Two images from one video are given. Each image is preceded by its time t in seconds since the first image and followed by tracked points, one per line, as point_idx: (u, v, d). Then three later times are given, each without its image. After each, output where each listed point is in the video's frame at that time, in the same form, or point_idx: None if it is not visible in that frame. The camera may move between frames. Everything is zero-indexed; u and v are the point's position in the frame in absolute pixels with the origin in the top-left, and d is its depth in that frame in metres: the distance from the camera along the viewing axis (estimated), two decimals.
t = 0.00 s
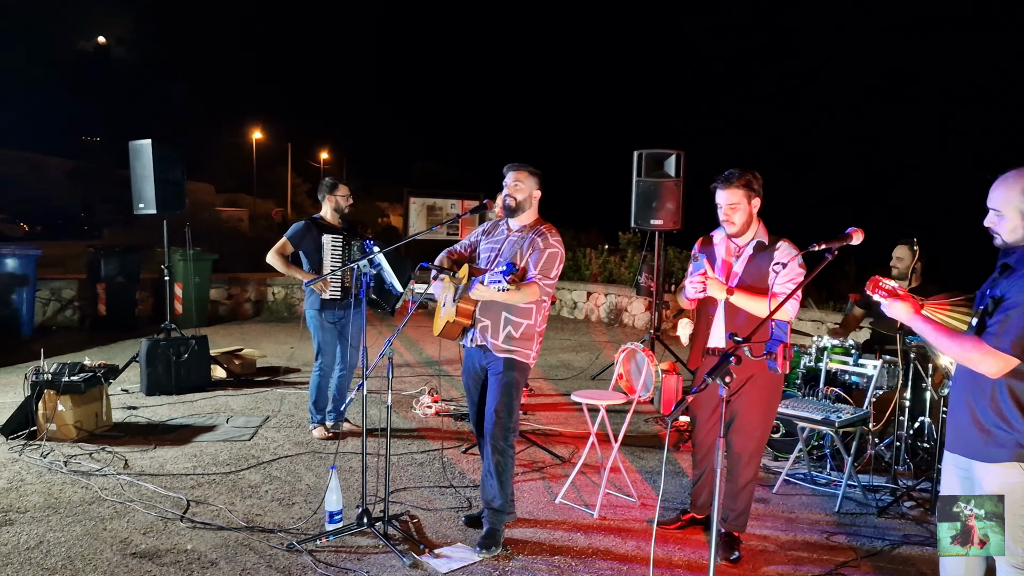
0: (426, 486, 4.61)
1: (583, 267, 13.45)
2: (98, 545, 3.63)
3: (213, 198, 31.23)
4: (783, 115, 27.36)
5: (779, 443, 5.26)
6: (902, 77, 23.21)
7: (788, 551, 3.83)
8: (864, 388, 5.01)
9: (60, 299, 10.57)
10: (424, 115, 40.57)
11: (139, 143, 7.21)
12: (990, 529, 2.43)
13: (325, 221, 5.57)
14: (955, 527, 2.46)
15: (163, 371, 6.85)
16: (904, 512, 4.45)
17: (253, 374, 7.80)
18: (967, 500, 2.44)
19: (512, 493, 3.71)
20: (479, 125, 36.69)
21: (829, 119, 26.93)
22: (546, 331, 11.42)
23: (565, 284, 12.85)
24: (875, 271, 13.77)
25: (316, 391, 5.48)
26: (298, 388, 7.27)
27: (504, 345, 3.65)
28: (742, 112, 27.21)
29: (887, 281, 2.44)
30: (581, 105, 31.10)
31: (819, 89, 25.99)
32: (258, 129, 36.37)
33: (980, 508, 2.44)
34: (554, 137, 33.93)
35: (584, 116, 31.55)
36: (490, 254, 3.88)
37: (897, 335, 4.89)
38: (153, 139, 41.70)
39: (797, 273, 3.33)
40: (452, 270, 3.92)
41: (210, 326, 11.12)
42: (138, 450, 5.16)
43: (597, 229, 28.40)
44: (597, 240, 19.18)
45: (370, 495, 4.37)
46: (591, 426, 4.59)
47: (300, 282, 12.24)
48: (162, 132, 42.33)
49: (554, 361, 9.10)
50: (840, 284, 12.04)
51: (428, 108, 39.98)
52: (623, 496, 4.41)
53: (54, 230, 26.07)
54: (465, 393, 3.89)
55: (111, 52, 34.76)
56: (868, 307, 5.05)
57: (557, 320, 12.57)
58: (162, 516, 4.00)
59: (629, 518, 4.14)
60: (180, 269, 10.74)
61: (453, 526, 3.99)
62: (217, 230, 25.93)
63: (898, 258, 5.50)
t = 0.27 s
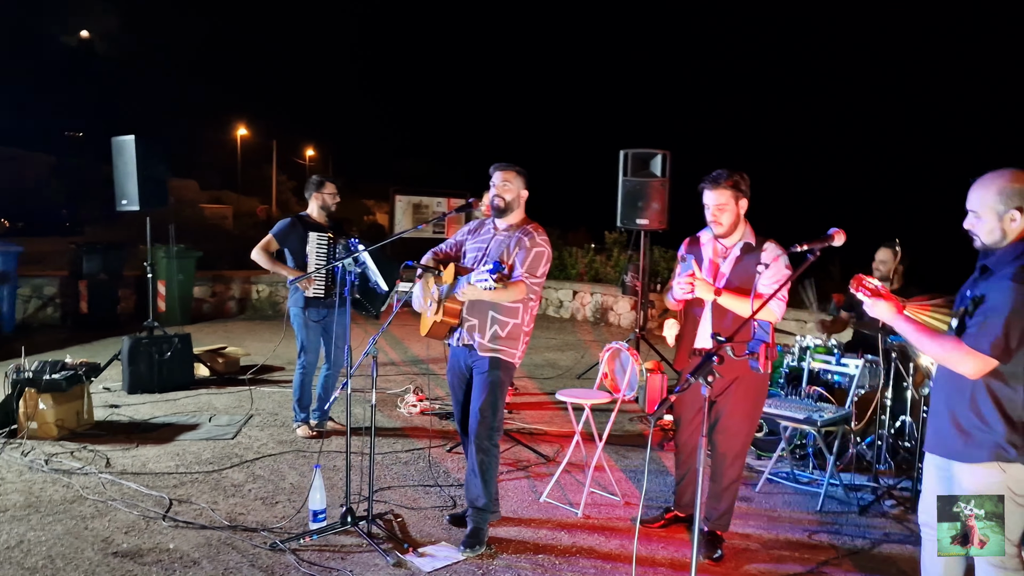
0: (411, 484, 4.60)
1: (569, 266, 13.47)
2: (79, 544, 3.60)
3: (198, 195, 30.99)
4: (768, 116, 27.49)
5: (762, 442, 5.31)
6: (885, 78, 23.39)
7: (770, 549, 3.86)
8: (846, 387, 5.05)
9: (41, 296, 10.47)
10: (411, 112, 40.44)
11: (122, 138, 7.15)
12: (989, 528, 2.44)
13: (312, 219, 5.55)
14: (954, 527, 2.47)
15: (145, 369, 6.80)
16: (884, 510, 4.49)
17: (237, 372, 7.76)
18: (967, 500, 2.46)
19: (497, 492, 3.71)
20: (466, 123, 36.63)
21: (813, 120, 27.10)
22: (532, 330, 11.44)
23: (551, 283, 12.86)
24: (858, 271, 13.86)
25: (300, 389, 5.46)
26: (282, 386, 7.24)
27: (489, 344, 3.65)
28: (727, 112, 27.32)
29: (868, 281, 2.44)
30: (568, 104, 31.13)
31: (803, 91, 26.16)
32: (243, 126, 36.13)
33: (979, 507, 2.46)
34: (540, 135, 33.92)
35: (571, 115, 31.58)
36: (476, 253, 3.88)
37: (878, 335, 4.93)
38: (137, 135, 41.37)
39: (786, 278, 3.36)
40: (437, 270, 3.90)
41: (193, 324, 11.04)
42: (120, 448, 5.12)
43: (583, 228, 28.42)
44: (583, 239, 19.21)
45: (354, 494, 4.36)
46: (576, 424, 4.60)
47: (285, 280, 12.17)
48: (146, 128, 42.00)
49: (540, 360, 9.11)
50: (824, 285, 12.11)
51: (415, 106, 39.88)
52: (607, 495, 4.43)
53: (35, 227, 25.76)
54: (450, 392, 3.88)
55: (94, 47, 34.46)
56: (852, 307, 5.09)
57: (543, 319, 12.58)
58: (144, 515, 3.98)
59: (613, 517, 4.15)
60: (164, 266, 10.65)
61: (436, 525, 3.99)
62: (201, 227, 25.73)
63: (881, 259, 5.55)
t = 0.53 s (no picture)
0: (396, 484, 4.61)
1: (556, 266, 13.49)
2: (62, 546, 3.58)
3: (184, 194, 30.82)
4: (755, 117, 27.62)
5: (747, 442, 5.32)
6: (871, 80, 23.54)
7: (754, 548, 3.88)
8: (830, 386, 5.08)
9: (26, 296, 10.43)
10: (399, 111, 40.37)
11: (106, 138, 7.11)
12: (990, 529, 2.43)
13: (301, 219, 5.55)
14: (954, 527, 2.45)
15: (130, 370, 6.77)
16: (866, 508, 4.53)
17: (223, 372, 7.73)
18: (968, 499, 2.44)
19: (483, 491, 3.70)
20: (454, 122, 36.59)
21: (800, 121, 27.24)
22: (519, 330, 11.46)
23: (538, 283, 12.89)
24: (843, 271, 13.95)
25: (289, 390, 5.45)
26: (269, 386, 7.22)
27: (475, 345, 3.64)
28: (714, 113, 27.43)
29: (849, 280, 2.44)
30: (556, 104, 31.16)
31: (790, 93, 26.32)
32: (230, 125, 35.97)
33: (979, 507, 2.44)
34: (528, 135, 33.94)
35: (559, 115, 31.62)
36: (461, 253, 3.87)
37: (861, 335, 4.98)
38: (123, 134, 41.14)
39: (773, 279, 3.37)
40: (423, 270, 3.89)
41: (179, 324, 11.00)
42: (104, 449, 5.10)
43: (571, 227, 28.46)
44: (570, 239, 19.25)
45: (339, 494, 4.36)
46: (561, 425, 4.61)
47: (271, 280, 12.14)
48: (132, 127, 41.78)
49: (526, 360, 9.13)
50: (809, 284, 12.18)
51: (402, 105, 39.84)
52: (592, 495, 4.44)
53: (20, 226, 25.54)
54: (436, 392, 3.87)
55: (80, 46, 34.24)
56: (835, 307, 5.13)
57: (531, 319, 12.61)
58: (128, 516, 3.96)
59: (599, 517, 4.16)
60: (149, 266, 10.61)
61: (422, 525, 4.00)
62: (188, 226, 25.59)
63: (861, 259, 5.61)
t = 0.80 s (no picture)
0: (382, 485, 4.60)
1: (546, 266, 13.49)
2: (45, 547, 3.57)
3: (174, 192, 30.65)
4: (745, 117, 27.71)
5: (732, 441, 5.34)
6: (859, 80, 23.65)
7: (738, 549, 3.90)
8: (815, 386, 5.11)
9: (12, 295, 10.38)
10: (389, 110, 40.31)
11: (93, 137, 7.08)
12: (990, 528, 2.45)
13: (291, 220, 5.53)
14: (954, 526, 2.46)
15: (116, 369, 6.74)
16: (851, 509, 4.55)
17: (210, 372, 7.70)
18: (968, 499, 2.45)
19: (467, 492, 3.71)
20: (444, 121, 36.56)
21: (789, 121, 27.34)
22: (508, 330, 11.47)
23: (528, 282, 12.90)
24: (831, 272, 14.00)
25: (279, 391, 5.44)
26: (256, 386, 7.21)
27: (461, 345, 3.64)
28: (704, 113, 27.50)
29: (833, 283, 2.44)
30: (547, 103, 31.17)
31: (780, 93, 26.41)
32: (220, 123, 35.79)
33: (979, 506, 2.46)
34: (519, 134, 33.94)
35: (549, 114, 31.63)
36: (447, 253, 3.86)
37: (846, 335, 5.01)
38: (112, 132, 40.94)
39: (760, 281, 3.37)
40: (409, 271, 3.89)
41: (166, 324, 10.95)
42: (89, 450, 5.08)
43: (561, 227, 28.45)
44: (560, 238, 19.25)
45: (324, 494, 4.35)
46: (547, 425, 4.62)
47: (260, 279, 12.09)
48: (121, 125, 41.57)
49: (514, 360, 9.14)
50: (796, 284, 12.23)
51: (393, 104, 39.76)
52: (578, 495, 4.46)
53: (7, 224, 25.30)
54: (422, 392, 3.87)
55: (69, 43, 34.06)
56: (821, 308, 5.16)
57: (520, 318, 12.62)
58: (111, 517, 3.95)
59: (583, 517, 4.18)
60: (136, 265, 10.56)
61: (407, 525, 4.00)
62: (177, 224, 25.43)
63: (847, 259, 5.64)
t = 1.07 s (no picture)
0: (368, 486, 4.60)
1: (537, 265, 13.50)
2: (27, 549, 3.56)
3: (166, 191, 30.53)
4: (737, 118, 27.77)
5: (718, 443, 5.37)
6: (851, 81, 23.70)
7: (722, 549, 3.91)
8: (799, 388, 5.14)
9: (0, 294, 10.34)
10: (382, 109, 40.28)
11: (80, 136, 7.04)
12: (990, 528, 2.48)
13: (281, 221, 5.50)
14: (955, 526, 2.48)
15: (103, 369, 6.73)
16: (835, 510, 4.57)
17: (199, 372, 7.68)
18: (968, 497, 2.47)
19: (451, 493, 3.71)
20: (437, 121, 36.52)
21: (781, 122, 27.40)
22: (498, 329, 11.47)
23: (518, 282, 12.92)
24: (822, 272, 14.03)
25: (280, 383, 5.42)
26: (245, 387, 7.19)
27: (444, 347, 3.63)
28: (696, 113, 27.55)
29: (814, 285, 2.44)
30: (539, 103, 31.18)
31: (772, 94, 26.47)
32: (213, 122, 35.69)
33: (979, 507, 2.47)
34: (511, 134, 33.93)
35: (542, 114, 31.64)
36: (432, 254, 3.86)
37: (831, 337, 5.03)
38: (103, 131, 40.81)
39: (744, 282, 3.37)
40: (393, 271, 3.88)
41: (155, 323, 10.92)
42: (74, 450, 5.07)
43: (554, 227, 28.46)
44: (551, 238, 19.26)
45: (309, 495, 4.34)
46: (534, 426, 4.62)
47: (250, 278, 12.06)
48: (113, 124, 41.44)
49: (504, 359, 9.14)
50: (785, 285, 12.27)
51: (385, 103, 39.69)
52: (563, 495, 4.47)
53: None
54: (406, 394, 3.87)
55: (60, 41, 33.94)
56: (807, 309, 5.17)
57: (510, 318, 12.63)
58: (95, 518, 3.94)
59: (568, 518, 4.18)
60: (125, 264, 10.52)
61: (391, 526, 4.00)
62: (169, 224, 25.33)
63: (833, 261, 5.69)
